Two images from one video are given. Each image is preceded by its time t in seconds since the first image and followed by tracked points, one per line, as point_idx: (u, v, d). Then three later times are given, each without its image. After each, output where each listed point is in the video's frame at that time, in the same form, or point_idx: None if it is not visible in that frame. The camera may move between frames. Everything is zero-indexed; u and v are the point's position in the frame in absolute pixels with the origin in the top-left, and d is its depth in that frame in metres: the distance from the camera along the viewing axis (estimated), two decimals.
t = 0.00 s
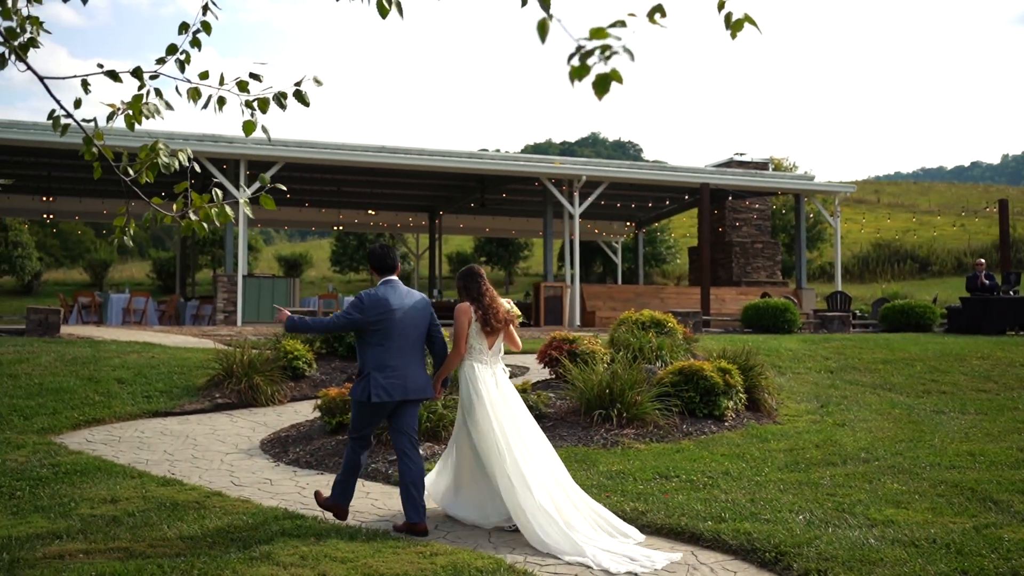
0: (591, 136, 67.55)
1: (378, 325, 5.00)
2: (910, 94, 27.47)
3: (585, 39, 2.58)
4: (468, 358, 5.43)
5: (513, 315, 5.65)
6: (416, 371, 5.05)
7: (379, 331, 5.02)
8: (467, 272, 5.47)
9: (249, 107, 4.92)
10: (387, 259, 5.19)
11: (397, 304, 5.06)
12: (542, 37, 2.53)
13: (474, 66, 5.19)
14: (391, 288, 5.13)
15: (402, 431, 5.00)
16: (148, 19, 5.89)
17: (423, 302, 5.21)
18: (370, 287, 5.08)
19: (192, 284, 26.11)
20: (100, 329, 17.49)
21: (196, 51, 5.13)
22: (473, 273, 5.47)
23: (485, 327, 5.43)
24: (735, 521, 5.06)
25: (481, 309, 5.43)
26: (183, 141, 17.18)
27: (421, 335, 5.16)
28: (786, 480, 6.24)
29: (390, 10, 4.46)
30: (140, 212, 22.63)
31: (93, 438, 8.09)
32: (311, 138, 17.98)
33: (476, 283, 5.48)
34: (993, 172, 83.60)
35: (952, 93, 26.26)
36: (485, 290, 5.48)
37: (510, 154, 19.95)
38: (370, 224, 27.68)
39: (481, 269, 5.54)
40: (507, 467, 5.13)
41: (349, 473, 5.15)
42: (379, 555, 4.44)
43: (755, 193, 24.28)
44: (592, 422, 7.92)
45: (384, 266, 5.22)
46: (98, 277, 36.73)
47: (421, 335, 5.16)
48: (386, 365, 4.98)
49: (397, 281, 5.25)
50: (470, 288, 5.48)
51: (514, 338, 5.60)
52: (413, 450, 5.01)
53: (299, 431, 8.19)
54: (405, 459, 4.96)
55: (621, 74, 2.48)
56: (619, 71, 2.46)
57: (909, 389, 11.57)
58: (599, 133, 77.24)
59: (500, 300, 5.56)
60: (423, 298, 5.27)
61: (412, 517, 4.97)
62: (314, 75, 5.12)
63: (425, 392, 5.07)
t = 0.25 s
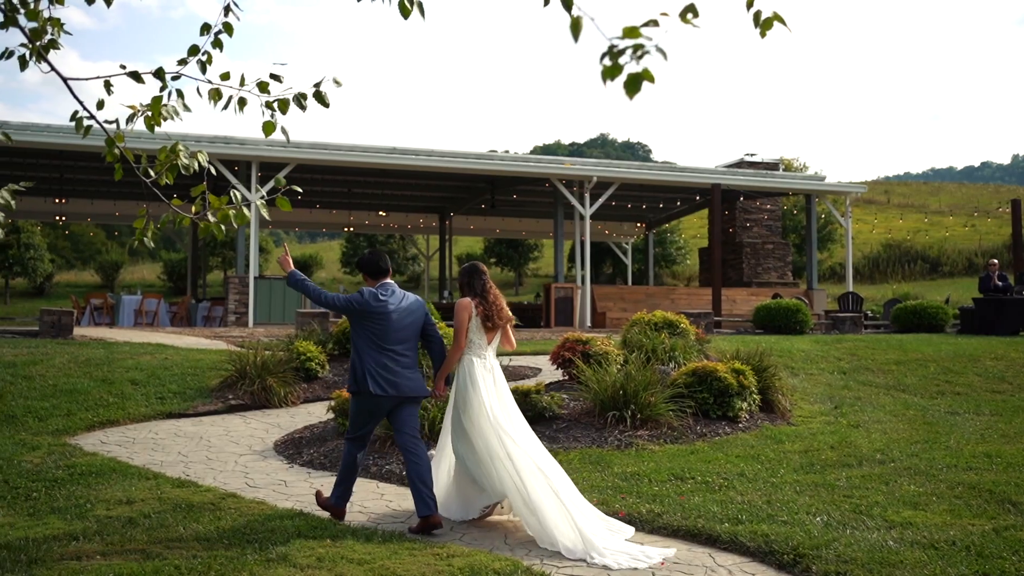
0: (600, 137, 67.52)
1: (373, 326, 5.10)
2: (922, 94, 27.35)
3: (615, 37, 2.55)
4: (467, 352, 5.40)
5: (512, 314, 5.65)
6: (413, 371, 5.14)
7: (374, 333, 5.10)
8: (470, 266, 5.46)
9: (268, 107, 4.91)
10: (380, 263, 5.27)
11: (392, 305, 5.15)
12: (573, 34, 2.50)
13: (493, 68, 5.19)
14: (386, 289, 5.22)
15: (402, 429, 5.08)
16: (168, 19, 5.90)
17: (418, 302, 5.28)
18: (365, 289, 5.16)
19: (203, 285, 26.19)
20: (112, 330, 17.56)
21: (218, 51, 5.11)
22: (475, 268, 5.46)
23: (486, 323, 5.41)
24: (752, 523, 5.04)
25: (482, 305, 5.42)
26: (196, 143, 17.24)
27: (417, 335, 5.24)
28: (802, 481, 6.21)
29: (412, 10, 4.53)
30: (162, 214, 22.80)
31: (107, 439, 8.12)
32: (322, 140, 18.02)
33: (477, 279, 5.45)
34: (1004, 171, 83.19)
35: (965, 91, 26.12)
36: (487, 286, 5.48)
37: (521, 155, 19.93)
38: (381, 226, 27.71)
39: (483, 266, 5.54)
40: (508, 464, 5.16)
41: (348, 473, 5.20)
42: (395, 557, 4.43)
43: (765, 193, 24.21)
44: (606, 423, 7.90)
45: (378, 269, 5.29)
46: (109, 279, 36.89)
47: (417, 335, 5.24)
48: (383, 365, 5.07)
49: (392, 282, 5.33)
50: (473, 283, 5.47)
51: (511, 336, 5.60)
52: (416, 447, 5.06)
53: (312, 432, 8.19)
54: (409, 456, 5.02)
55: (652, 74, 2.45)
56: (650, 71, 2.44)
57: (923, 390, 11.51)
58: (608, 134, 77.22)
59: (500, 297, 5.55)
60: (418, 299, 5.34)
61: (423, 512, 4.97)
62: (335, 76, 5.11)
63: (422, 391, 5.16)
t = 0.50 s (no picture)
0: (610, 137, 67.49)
1: (371, 322, 5.20)
2: (935, 95, 27.22)
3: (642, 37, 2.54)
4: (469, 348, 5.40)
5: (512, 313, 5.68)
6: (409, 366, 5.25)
7: (371, 328, 5.21)
8: (473, 265, 5.49)
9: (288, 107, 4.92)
10: (377, 263, 5.39)
11: (389, 303, 5.26)
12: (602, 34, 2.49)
13: (510, 70, 5.20)
14: (382, 286, 5.33)
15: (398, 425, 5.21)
16: (186, 20, 5.92)
17: (413, 301, 5.41)
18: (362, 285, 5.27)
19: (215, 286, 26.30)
20: (125, 331, 17.65)
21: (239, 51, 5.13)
22: (479, 266, 5.49)
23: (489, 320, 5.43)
24: (768, 524, 5.02)
25: (486, 302, 5.45)
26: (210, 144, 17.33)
27: (412, 332, 5.36)
28: (817, 482, 6.19)
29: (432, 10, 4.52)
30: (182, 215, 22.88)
31: (122, 440, 8.16)
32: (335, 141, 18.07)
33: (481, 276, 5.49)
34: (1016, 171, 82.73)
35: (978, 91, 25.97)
36: (489, 284, 5.52)
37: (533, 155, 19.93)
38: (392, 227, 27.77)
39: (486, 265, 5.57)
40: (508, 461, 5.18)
41: (354, 473, 5.26)
42: (411, 558, 4.44)
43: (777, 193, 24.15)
44: (620, 424, 7.89)
45: (374, 268, 5.40)
46: (122, 280, 37.08)
47: (412, 332, 5.36)
48: (381, 359, 5.16)
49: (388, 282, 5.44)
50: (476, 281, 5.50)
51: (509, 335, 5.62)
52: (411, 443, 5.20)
53: (325, 433, 8.21)
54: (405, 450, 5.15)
55: (681, 74, 2.45)
56: (677, 72, 2.43)
57: (937, 390, 11.45)
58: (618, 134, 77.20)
59: (503, 295, 5.58)
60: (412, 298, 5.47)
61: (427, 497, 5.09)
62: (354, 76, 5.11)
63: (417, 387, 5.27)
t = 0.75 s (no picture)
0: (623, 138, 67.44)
1: (371, 315, 5.26)
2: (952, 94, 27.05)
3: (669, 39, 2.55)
4: (469, 354, 5.52)
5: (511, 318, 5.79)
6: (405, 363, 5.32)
7: (371, 322, 5.26)
8: (472, 272, 5.57)
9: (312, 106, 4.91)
10: (379, 259, 5.44)
11: (389, 298, 5.33)
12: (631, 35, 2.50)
13: (529, 70, 5.22)
14: (383, 282, 5.39)
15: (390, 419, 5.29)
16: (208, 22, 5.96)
17: (411, 299, 5.48)
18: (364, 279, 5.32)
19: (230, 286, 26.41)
20: (141, 331, 17.75)
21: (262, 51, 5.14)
22: (479, 273, 5.57)
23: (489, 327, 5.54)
24: (788, 524, 5.01)
25: (486, 310, 5.54)
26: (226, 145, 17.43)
27: (409, 329, 5.43)
28: (835, 483, 6.17)
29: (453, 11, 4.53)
30: (200, 216, 23.01)
31: (140, 439, 8.21)
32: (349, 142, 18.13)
33: (482, 283, 5.57)
34: None
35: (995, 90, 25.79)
36: (489, 291, 5.60)
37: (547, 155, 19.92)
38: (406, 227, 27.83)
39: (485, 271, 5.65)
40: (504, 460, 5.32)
41: (366, 472, 5.26)
42: (431, 557, 4.45)
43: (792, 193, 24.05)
44: (636, 424, 7.87)
45: (375, 265, 5.44)
46: (136, 280, 37.29)
47: (409, 329, 5.43)
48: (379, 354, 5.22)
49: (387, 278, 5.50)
50: (476, 288, 5.58)
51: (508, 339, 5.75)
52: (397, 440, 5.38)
53: (342, 433, 8.23)
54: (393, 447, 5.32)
55: (707, 75, 2.45)
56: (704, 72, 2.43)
57: (955, 391, 11.39)
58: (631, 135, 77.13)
59: (501, 301, 5.68)
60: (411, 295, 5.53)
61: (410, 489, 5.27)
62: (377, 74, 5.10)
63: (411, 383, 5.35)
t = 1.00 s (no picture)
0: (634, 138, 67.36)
1: (370, 313, 5.30)
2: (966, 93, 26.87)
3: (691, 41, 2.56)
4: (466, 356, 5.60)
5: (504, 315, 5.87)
6: (404, 362, 5.35)
7: (370, 320, 5.30)
8: (466, 274, 5.59)
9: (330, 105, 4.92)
10: (382, 258, 5.44)
11: (390, 297, 5.35)
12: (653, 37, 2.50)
13: (544, 71, 5.23)
14: (384, 281, 5.40)
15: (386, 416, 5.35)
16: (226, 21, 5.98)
17: (413, 297, 5.48)
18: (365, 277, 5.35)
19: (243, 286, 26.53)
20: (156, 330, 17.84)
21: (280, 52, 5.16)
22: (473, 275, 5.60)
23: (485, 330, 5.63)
24: (804, 524, 5.00)
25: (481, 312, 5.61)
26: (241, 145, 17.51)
27: (410, 327, 5.45)
28: (851, 483, 6.16)
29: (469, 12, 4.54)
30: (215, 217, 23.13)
31: (156, 438, 8.26)
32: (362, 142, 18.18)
33: (476, 285, 5.61)
34: None
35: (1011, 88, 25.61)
36: (483, 291, 5.65)
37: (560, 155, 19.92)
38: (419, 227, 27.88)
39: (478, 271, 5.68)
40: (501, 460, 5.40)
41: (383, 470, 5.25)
42: (449, 556, 4.47)
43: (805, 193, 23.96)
44: (651, 424, 7.87)
45: (379, 264, 5.45)
46: (150, 279, 37.50)
47: (410, 327, 5.45)
48: (377, 353, 5.26)
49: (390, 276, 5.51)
50: (470, 290, 5.62)
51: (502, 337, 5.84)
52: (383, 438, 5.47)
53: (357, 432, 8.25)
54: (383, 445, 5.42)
55: (730, 77, 2.46)
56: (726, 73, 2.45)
57: (971, 391, 11.33)
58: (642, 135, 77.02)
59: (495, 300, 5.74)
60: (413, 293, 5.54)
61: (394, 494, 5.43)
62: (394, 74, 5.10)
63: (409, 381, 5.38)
